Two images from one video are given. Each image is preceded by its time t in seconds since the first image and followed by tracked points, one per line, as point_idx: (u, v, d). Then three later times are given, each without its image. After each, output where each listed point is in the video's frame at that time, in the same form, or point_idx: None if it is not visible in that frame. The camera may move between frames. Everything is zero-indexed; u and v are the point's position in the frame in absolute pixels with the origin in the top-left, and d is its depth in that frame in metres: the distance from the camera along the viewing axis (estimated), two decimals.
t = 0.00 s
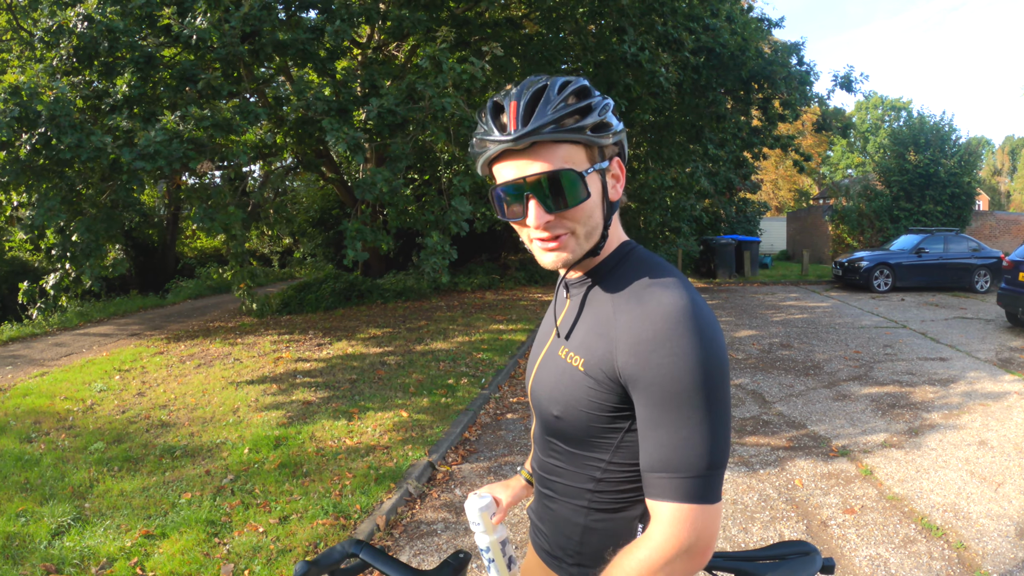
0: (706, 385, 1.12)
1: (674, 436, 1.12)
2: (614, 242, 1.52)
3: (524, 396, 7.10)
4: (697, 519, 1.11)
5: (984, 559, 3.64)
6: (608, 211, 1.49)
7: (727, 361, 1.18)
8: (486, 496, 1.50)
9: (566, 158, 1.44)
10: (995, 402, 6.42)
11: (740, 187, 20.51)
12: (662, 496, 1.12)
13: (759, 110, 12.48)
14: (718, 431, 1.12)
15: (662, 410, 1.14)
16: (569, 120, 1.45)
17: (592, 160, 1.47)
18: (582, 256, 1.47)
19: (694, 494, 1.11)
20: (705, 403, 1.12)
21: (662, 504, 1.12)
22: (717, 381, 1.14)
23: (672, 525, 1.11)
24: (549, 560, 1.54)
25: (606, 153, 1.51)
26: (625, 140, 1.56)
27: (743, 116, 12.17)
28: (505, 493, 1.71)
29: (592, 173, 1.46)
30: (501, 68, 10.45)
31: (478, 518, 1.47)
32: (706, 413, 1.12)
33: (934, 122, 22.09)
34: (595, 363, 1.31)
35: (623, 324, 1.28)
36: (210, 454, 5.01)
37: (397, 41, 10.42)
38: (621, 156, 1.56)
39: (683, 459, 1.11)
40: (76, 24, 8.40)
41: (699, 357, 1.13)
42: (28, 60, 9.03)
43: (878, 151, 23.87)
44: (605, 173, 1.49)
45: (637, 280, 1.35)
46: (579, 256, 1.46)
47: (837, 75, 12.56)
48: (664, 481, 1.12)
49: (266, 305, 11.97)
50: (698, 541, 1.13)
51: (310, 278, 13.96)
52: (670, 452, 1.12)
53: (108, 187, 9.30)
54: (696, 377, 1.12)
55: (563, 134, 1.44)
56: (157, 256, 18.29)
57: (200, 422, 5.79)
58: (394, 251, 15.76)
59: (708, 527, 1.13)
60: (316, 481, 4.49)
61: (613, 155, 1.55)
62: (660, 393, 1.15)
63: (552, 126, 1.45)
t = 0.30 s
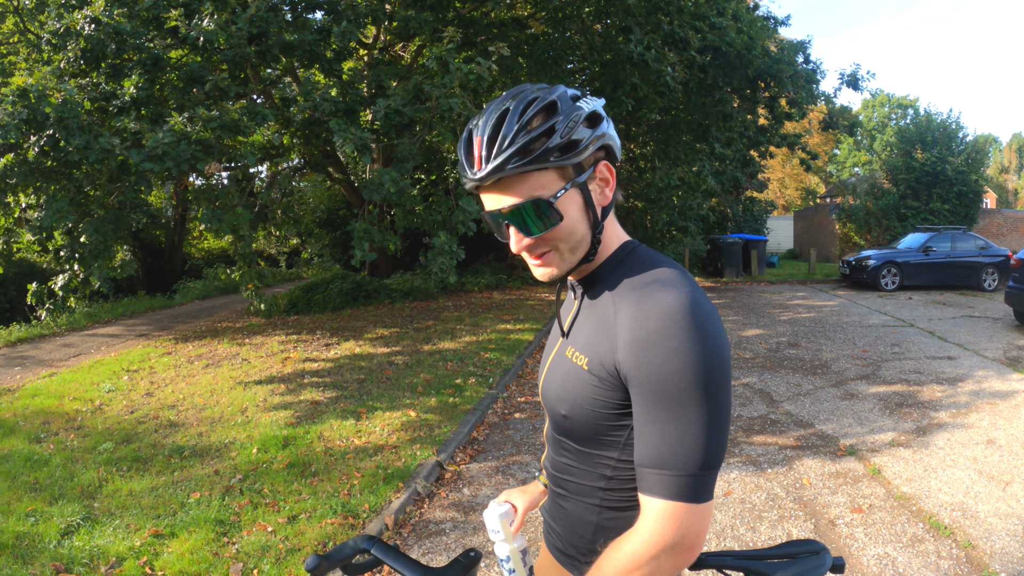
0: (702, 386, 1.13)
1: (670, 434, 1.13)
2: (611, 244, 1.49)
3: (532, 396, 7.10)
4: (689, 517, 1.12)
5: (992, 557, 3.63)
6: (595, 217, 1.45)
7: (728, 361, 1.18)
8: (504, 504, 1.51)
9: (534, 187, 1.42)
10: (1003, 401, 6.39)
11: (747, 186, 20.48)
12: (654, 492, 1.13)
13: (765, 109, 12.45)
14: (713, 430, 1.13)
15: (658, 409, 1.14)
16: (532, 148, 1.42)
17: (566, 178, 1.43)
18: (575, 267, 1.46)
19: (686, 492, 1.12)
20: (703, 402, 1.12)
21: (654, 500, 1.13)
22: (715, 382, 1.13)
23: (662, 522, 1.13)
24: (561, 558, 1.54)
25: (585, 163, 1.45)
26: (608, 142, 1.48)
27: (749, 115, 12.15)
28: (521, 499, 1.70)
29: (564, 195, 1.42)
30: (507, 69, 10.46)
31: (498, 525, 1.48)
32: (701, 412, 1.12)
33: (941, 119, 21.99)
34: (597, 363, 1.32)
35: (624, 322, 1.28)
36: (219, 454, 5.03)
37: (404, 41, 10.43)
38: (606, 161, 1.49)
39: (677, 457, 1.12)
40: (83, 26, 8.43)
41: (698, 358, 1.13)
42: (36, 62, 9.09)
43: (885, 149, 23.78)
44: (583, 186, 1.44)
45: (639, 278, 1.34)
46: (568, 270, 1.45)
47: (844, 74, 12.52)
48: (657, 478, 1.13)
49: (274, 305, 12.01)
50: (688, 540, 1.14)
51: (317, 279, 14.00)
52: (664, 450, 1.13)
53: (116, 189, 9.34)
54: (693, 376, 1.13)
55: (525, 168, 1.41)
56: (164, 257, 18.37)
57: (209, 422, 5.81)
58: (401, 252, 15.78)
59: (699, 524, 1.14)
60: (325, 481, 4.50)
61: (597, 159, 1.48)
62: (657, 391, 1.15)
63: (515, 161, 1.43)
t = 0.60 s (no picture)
0: (692, 369, 1.10)
1: (659, 416, 1.11)
2: (594, 248, 1.41)
3: (544, 390, 7.11)
4: (678, 502, 1.11)
5: (1004, 553, 3.60)
6: (554, 237, 1.39)
7: (720, 344, 1.15)
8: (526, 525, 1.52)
9: (480, 231, 1.44)
10: (1016, 396, 6.34)
11: (758, 180, 20.39)
12: (641, 475, 1.11)
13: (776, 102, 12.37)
14: (703, 414, 1.10)
15: (647, 392, 1.12)
16: (466, 195, 1.43)
17: (504, 214, 1.40)
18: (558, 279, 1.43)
19: (675, 476, 1.10)
20: (695, 385, 1.10)
21: (642, 484, 1.12)
22: (707, 365, 1.11)
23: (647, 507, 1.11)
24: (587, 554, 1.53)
25: (522, 191, 1.39)
26: (544, 157, 1.37)
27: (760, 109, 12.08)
28: (544, 518, 1.68)
29: (506, 232, 1.41)
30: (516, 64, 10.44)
31: (521, 546, 1.48)
32: (692, 394, 1.10)
33: (954, 112, 21.79)
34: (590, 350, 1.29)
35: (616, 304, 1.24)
36: (231, 449, 5.07)
37: (413, 37, 10.43)
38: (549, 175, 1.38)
39: (667, 441, 1.10)
40: (94, 25, 8.49)
41: (691, 340, 1.11)
42: (47, 62, 9.14)
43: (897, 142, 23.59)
44: (523, 214, 1.39)
45: (632, 260, 1.30)
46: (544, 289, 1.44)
47: (855, 66, 12.42)
48: (644, 462, 1.11)
49: (286, 301, 12.08)
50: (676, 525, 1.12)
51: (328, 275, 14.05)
52: (654, 432, 1.11)
53: (127, 186, 9.40)
54: (684, 360, 1.10)
55: (464, 218, 1.44)
56: (176, 254, 18.50)
57: (222, 418, 5.85)
58: (411, 247, 15.81)
59: (689, 508, 1.12)
60: (338, 475, 4.53)
61: (539, 182, 1.39)
62: (648, 372, 1.13)
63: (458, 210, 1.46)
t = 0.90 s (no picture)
0: (670, 346, 1.07)
1: (635, 393, 1.06)
2: (586, 247, 1.39)
3: (554, 385, 7.12)
4: (653, 485, 1.06)
5: (1013, 549, 3.58)
6: (543, 245, 1.37)
7: (699, 330, 1.12)
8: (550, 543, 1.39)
9: (479, 247, 1.45)
10: None
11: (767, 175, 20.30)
12: (615, 455, 1.07)
13: (785, 96, 12.31)
14: (681, 394, 1.06)
15: (622, 370, 1.09)
16: (457, 218, 1.44)
17: (494, 230, 1.40)
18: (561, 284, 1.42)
19: (649, 456, 1.05)
20: (670, 363, 1.06)
21: (614, 464, 1.07)
22: (685, 345, 1.08)
23: (621, 488, 1.06)
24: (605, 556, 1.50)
25: (506, 204, 1.38)
26: (519, 170, 1.35)
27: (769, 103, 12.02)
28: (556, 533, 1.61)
29: (501, 247, 1.42)
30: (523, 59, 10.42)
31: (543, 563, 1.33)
32: (670, 371, 1.06)
33: (964, 105, 21.62)
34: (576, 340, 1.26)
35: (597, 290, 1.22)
36: (242, 444, 5.10)
37: (421, 33, 10.43)
38: (529, 185, 1.37)
39: (641, 419, 1.05)
40: (102, 24, 8.53)
41: (668, 318, 1.08)
42: (56, 61, 9.19)
43: (906, 135, 23.43)
44: (510, 229, 1.38)
45: (617, 251, 1.29)
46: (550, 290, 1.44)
47: (864, 60, 12.35)
48: (618, 440, 1.06)
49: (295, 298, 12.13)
50: (651, 511, 1.07)
51: (337, 271, 14.09)
52: (627, 410, 1.06)
53: (137, 184, 9.44)
54: (662, 336, 1.07)
55: (460, 238, 1.46)
56: (186, 251, 18.61)
57: (232, 413, 5.89)
58: (420, 244, 15.84)
59: (663, 494, 1.08)
60: (348, 470, 4.55)
61: (520, 194, 1.37)
62: (622, 349, 1.09)
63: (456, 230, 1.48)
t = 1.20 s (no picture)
0: (662, 337, 1.06)
1: (626, 384, 1.06)
2: (594, 226, 1.42)
3: (557, 382, 7.12)
4: (645, 476, 1.06)
5: (1019, 544, 3.58)
6: (558, 210, 1.40)
7: (694, 322, 1.11)
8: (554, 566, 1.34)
9: (487, 196, 1.43)
10: None
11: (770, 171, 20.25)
12: (606, 446, 1.07)
13: (787, 92, 12.27)
14: (673, 385, 1.05)
15: (615, 360, 1.08)
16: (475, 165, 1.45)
17: (514, 181, 1.41)
18: (557, 257, 1.42)
19: (641, 448, 1.05)
20: (661, 353, 1.05)
21: (607, 454, 1.07)
22: (678, 336, 1.07)
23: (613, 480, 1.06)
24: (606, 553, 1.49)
25: (531, 163, 1.42)
26: (551, 139, 1.43)
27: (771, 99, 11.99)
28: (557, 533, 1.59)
29: (512, 199, 1.41)
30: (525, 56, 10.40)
31: None
32: (660, 363, 1.05)
33: (967, 100, 21.54)
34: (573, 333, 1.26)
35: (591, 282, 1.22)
36: (247, 443, 5.11)
37: (422, 31, 10.42)
38: (556, 155, 1.44)
39: (633, 409, 1.05)
40: (103, 24, 8.46)
41: (661, 309, 1.08)
42: (57, 61, 9.19)
43: (909, 130, 23.35)
44: (533, 183, 1.41)
45: (614, 243, 1.28)
46: (548, 258, 1.41)
47: (867, 55, 12.31)
48: (610, 431, 1.06)
49: (299, 297, 12.15)
50: (644, 502, 1.07)
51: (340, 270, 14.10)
52: (619, 400, 1.06)
53: (139, 185, 9.46)
54: (654, 328, 1.07)
55: (472, 183, 1.44)
56: (189, 251, 18.64)
57: (236, 412, 5.89)
58: (423, 242, 15.84)
59: (656, 485, 1.07)
60: (352, 468, 4.56)
61: (545, 159, 1.43)
62: (615, 340, 1.09)
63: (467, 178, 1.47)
